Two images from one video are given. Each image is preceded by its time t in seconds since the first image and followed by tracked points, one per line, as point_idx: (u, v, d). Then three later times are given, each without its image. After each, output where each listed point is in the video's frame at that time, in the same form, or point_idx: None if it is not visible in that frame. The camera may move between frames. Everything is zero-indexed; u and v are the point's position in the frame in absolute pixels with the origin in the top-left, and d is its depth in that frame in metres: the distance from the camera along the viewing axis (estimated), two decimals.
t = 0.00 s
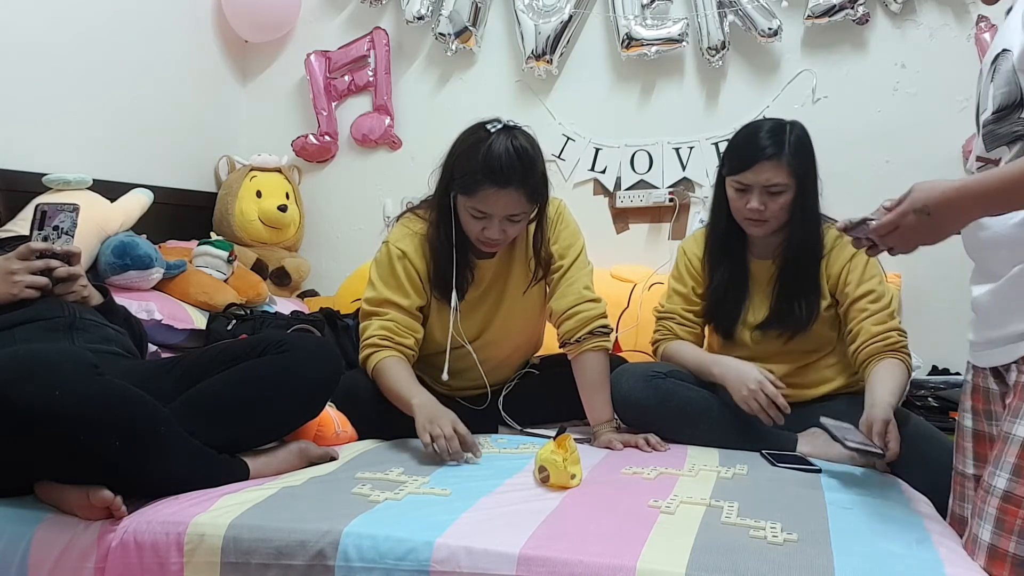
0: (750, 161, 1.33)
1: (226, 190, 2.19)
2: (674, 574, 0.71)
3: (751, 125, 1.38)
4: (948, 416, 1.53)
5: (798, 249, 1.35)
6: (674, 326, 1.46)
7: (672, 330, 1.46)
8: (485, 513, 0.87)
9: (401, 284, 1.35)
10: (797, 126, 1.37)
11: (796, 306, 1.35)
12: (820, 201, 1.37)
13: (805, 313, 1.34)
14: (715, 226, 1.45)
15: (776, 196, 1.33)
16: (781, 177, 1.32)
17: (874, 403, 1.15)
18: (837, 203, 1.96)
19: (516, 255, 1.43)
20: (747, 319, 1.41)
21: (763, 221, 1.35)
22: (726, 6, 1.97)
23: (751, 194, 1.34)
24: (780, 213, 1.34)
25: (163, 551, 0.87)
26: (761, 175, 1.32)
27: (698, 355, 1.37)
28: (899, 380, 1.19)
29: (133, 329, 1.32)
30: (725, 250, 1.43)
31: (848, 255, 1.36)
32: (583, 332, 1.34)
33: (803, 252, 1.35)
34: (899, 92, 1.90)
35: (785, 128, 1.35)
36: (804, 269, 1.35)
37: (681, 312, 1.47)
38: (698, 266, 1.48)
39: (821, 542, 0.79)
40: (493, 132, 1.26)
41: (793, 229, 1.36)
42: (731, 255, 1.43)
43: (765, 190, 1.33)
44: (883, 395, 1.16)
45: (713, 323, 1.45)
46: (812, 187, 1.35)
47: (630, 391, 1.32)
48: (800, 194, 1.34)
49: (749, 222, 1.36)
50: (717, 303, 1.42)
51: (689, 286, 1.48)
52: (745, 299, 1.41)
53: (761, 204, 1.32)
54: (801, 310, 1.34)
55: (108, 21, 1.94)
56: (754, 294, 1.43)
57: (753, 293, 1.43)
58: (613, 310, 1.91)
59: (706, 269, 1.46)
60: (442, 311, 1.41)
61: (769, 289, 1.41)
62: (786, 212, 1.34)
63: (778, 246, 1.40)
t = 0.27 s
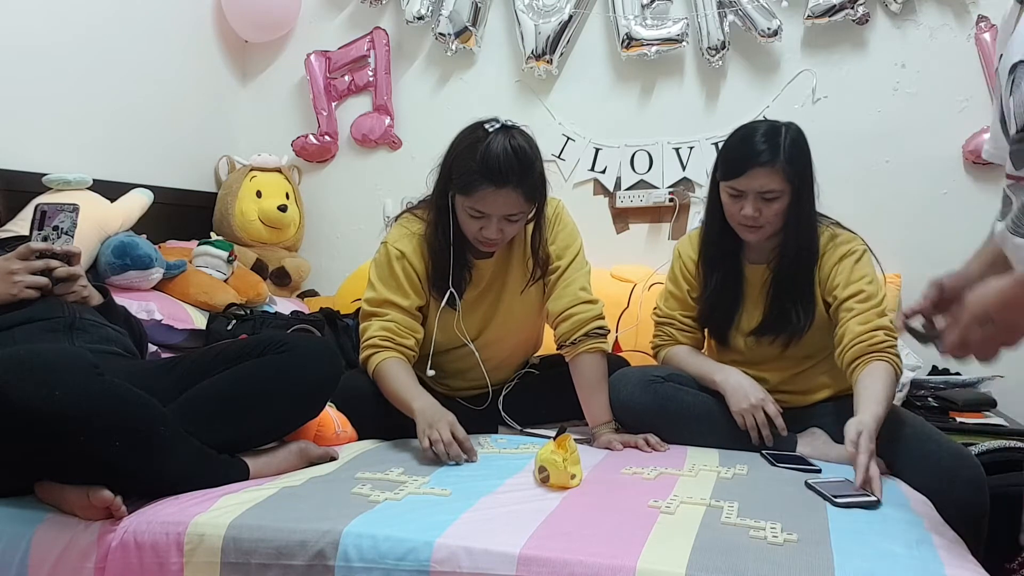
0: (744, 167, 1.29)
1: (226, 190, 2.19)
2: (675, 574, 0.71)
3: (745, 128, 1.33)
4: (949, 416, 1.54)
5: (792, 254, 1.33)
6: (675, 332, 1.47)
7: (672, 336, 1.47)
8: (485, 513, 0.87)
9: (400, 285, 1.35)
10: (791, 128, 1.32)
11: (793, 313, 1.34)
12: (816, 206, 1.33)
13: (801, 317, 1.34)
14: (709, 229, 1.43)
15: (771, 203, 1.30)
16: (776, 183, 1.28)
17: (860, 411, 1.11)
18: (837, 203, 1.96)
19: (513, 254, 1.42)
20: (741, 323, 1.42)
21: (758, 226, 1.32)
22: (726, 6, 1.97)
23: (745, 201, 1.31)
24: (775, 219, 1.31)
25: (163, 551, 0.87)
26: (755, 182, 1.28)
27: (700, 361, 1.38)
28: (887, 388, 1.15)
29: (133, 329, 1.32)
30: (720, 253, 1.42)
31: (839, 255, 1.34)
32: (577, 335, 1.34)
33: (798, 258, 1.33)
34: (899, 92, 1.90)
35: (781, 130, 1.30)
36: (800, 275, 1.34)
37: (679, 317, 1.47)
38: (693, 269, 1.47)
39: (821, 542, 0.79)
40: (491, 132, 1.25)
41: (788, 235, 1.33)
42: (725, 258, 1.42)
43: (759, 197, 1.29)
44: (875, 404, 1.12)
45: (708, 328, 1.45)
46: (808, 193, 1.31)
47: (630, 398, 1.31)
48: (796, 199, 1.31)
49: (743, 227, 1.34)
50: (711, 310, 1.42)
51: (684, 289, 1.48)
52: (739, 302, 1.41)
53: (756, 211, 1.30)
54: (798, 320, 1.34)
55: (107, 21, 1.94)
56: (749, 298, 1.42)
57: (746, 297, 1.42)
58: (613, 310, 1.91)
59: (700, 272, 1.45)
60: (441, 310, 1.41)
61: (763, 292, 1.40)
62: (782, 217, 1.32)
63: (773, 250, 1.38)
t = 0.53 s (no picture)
0: (745, 175, 1.28)
1: (226, 190, 2.19)
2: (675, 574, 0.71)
3: (746, 132, 1.32)
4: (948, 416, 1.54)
5: (792, 264, 1.32)
6: (675, 332, 1.47)
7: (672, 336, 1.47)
8: (485, 513, 0.87)
9: (396, 282, 1.35)
10: (792, 132, 1.31)
11: (790, 321, 1.34)
12: (818, 212, 1.33)
13: (803, 325, 1.33)
14: (709, 237, 1.42)
15: (772, 211, 1.29)
16: (776, 191, 1.28)
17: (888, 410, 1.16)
18: (837, 203, 1.96)
19: (513, 254, 1.43)
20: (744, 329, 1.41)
21: (759, 234, 1.32)
22: (726, 6, 1.97)
23: (745, 209, 1.30)
24: (775, 226, 1.31)
25: (163, 551, 0.87)
26: (756, 190, 1.28)
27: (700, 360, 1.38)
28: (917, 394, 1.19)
29: (133, 329, 1.32)
30: (720, 262, 1.40)
31: (855, 267, 1.34)
32: (576, 336, 1.34)
33: (800, 268, 1.32)
34: (899, 92, 1.90)
35: (781, 136, 1.29)
36: (801, 283, 1.32)
37: (679, 319, 1.47)
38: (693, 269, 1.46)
39: (821, 542, 0.79)
40: (491, 132, 1.25)
41: (789, 244, 1.32)
42: (725, 266, 1.40)
43: (759, 204, 1.29)
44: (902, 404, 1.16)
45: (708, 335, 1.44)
46: (808, 199, 1.31)
47: (629, 399, 1.31)
48: (797, 207, 1.30)
49: (743, 234, 1.33)
50: (711, 318, 1.41)
51: (683, 290, 1.47)
52: (742, 310, 1.40)
53: (756, 219, 1.29)
54: (794, 328, 1.33)
55: (107, 21, 1.94)
56: (751, 304, 1.41)
57: (748, 303, 1.41)
58: (613, 310, 1.91)
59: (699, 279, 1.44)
60: (438, 309, 1.42)
61: (765, 299, 1.39)
62: (782, 224, 1.31)
63: (774, 256, 1.37)
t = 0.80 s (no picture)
0: (748, 178, 1.27)
1: (226, 190, 2.19)
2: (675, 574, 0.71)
3: (748, 136, 1.32)
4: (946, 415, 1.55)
5: (798, 268, 1.30)
6: (677, 318, 1.43)
7: (675, 322, 1.43)
8: (485, 513, 0.87)
9: (397, 282, 1.35)
10: (795, 136, 1.31)
11: (797, 329, 1.33)
12: (821, 215, 1.31)
13: (807, 327, 1.32)
14: (712, 241, 1.39)
15: (773, 216, 1.28)
16: (778, 196, 1.26)
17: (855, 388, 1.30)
18: (836, 203, 1.96)
19: (512, 254, 1.43)
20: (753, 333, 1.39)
21: (760, 238, 1.31)
22: (726, 6, 1.97)
23: (747, 214, 1.29)
24: (777, 231, 1.29)
25: (163, 551, 0.87)
26: (757, 195, 1.27)
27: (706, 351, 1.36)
28: (890, 371, 1.31)
29: (133, 329, 1.32)
30: (724, 267, 1.38)
31: (865, 266, 1.33)
32: (575, 336, 1.34)
33: (804, 272, 1.30)
34: (898, 92, 1.90)
35: (784, 140, 1.29)
36: (806, 286, 1.31)
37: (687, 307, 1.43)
38: (700, 259, 1.44)
39: (821, 542, 0.79)
40: (491, 132, 1.25)
41: (792, 248, 1.31)
42: (728, 271, 1.38)
43: (761, 210, 1.28)
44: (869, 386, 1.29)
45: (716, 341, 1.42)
46: (811, 203, 1.29)
47: (628, 401, 1.32)
48: (800, 211, 1.29)
49: (745, 238, 1.32)
50: (718, 321, 1.39)
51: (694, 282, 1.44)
52: (750, 312, 1.38)
53: (757, 224, 1.28)
54: (802, 339, 1.32)
55: (107, 21, 1.94)
56: (758, 303, 1.38)
57: (756, 303, 1.38)
58: (613, 310, 1.91)
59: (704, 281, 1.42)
60: (439, 308, 1.42)
61: (774, 297, 1.37)
62: (785, 228, 1.30)
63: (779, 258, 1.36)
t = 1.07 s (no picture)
0: (739, 186, 1.26)
1: (226, 190, 2.19)
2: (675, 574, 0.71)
3: (739, 141, 1.30)
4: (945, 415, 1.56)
5: (790, 275, 1.30)
6: (670, 331, 1.43)
7: (667, 334, 1.43)
8: (485, 513, 0.87)
9: (398, 283, 1.35)
10: (786, 141, 1.30)
11: (792, 338, 1.33)
12: (812, 222, 1.30)
13: (801, 333, 1.32)
14: (702, 247, 1.38)
15: (764, 223, 1.27)
16: (768, 204, 1.25)
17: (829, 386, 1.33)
18: (836, 203, 1.96)
19: (512, 255, 1.42)
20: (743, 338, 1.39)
21: (751, 246, 1.30)
22: (726, 6, 1.97)
23: (738, 221, 1.28)
24: (768, 238, 1.29)
25: (163, 551, 0.87)
26: (748, 203, 1.26)
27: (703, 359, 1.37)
28: (875, 366, 1.34)
29: (133, 329, 1.32)
30: (714, 273, 1.37)
31: (856, 268, 1.32)
32: (575, 336, 1.34)
33: (796, 280, 1.30)
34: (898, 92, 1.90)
35: (775, 145, 1.28)
36: (798, 294, 1.31)
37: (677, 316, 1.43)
38: (688, 268, 1.43)
39: (821, 542, 0.79)
40: (492, 132, 1.25)
41: (784, 255, 1.30)
42: (719, 279, 1.37)
43: (752, 217, 1.27)
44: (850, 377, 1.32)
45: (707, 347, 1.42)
46: (802, 209, 1.28)
47: (628, 402, 1.32)
48: (791, 217, 1.28)
49: (737, 245, 1.31)
50: (708, 331, 1.39)
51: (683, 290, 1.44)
52: (739, 319, 1.38)
53: (748, 232, 1.27)
54: (797, 347, 1.33)
55: (107, 21, 1.94)
56: (748, 310, 1.39)
57: (746, 309, 1.39)
58: (613, 310, 1.91)
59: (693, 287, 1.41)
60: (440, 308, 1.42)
61: (764, 302, 1.37)
62: (776, 236, 1.29)
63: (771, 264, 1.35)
